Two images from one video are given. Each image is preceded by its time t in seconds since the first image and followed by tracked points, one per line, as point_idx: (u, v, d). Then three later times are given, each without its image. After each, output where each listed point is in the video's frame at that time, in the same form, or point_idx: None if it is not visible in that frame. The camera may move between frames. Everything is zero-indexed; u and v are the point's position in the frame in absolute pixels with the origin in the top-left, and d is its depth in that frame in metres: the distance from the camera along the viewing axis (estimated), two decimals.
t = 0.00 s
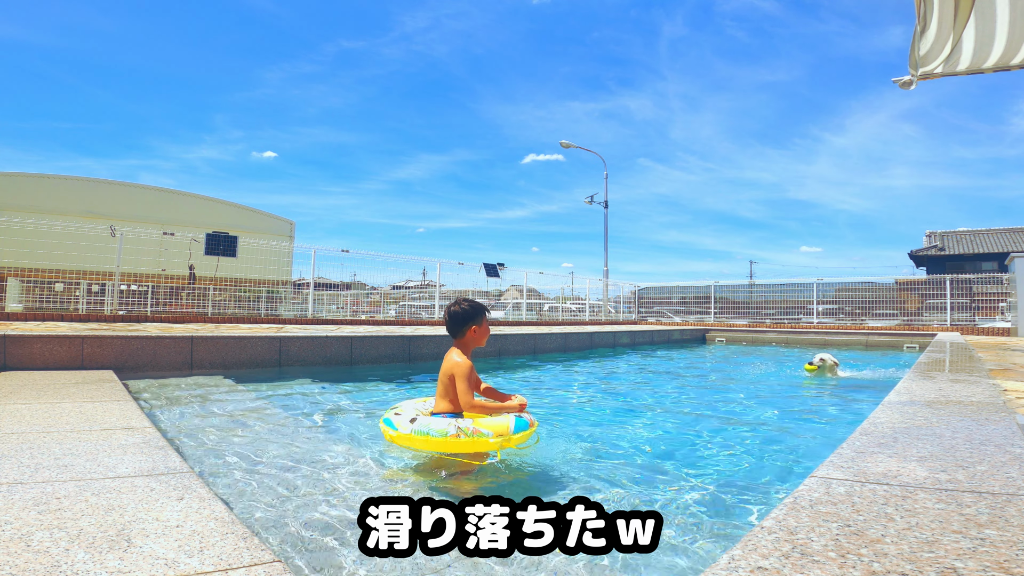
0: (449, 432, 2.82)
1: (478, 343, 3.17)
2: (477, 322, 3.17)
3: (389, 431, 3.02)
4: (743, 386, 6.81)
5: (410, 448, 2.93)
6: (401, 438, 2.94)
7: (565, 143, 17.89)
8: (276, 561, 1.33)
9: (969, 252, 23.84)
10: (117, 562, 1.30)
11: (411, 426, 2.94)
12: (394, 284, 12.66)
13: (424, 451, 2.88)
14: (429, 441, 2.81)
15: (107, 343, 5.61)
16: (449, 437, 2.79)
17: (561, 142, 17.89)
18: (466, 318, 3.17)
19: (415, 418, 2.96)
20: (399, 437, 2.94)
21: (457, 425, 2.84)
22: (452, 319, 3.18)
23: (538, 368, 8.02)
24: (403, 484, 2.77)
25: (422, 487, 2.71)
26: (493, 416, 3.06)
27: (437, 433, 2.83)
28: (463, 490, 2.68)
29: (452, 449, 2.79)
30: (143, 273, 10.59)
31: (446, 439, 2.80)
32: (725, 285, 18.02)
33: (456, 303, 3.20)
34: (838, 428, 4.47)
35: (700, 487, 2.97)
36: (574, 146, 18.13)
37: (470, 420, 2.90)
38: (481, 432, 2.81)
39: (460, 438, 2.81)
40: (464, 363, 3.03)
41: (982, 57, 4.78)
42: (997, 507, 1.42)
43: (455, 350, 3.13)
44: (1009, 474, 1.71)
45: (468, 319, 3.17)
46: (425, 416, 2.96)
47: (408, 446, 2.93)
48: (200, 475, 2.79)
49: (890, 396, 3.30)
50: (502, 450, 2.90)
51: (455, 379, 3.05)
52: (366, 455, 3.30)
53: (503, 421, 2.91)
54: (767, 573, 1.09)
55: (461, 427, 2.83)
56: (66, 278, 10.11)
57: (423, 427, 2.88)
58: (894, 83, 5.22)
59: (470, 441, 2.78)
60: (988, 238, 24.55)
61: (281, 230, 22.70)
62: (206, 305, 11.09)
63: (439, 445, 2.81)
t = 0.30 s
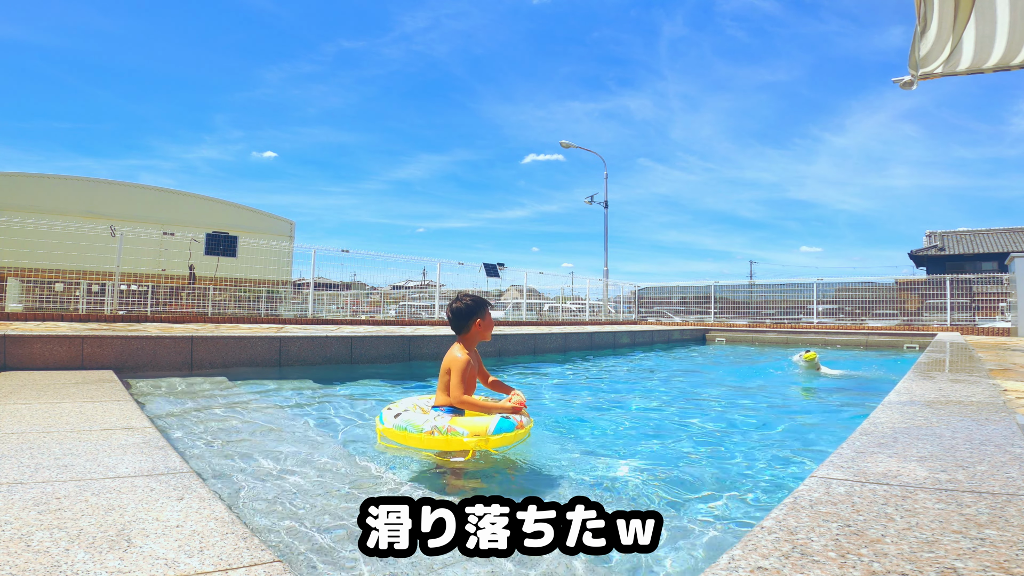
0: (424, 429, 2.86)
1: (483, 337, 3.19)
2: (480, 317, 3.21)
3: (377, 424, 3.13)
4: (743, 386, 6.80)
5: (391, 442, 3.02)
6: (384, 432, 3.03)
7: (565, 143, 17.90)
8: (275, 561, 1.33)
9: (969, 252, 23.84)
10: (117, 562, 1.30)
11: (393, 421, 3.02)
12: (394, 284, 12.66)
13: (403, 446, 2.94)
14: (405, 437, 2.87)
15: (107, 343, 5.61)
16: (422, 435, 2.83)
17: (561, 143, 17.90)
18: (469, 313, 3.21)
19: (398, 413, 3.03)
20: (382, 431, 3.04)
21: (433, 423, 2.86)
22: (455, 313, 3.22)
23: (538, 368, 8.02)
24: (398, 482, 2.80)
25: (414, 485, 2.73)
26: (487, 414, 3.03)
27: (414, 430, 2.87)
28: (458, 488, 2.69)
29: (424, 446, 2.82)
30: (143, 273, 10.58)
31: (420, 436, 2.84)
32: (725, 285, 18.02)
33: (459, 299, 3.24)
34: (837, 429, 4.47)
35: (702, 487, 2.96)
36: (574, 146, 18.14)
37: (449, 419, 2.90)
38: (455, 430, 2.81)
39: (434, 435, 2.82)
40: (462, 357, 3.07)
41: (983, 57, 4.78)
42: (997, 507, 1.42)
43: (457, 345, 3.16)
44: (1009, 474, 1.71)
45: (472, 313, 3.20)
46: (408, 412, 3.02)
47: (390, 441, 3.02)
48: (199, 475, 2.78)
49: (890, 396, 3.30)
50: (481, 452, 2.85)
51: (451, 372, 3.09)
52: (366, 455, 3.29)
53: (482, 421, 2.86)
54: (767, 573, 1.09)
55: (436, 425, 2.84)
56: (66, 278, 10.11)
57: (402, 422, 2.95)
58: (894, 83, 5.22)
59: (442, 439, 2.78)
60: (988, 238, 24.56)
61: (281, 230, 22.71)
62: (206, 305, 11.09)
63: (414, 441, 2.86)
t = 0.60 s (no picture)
0: (424, 430, 2.86)
1: (492, 336, 3.19)
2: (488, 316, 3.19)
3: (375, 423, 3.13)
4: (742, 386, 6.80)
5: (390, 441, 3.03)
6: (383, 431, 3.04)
7: (565, 143, 17.94)
8: (276, 561, 1.33)
9: (969, 252, 23.84)
10: (117, 562, 1.30)
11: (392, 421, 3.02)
12: (394, 284, 12.67)
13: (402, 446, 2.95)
14: (404, 438, 2.87)
15: (107, 343, 5.61)
16: (423, 436, 2.83)
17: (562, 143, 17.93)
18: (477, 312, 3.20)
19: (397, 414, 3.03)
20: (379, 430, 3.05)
21: (432, 424, 2.86)
22: (462, 312, 3.20)
23: (538, 368, 8.02)
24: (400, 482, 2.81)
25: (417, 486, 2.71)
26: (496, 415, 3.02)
27: (414, 431, 2.88)
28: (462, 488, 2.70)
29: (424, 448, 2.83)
30: (143, 273, 10.58)
31: (419, 438, 2.85)
32: (724, 285, 18.02)
33: (464, 298, 3.22)
34: (837, 429, 4.47)
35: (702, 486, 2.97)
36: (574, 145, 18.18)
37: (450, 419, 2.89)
38: (455, 433, 2.80)
39: (434, 437, 2.83)
40: (474, 358, 3.04)
41: (983, 57, 4.78)
42: (997, 507, 1.42)
43: (467, 345, 3.13)
44: (1009, 474, 1.71)
45: (480, 312, 3.19)
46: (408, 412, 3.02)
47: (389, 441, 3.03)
48: (200, 475, 2.78)
49: (890, 396, 3.30)
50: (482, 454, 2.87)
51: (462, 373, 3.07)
52: (366, 455, 3.29)
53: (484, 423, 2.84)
54: (767, 573, 1.10)
55: (436, 427, 2.84)
56: (66, 278, 10.12)
57: (400, 423, 2.95)
58: (894, 83, 5.22)
59: (442, 441, 2.79)
60: (988, 238, 24.57)
61: (280, 230, 22.73)
62: (206, 305, 11.09)
63: (413, 443, 2.87)
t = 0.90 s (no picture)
0: (465, 440, 2.72)
1: (515, 342, 3.16)
2: (511, 324, 3.16)
3: (394, 439, 2.90)
4: (743, 386, 6.80)
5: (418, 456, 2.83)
6: (409, 446, 2.82)
7: (565, 143, 17.96)
8: (276, 561, 1.34)
9: (969, 252, 23.84)
10: (117, 562, 1.30)
11: (421, 434, 2.81)
12: (394, 284, 12.67)
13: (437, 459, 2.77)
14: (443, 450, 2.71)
15: (107, 343, 5.61)
16: (466, 447, 2.68)
17: (561, 142, 17.95)
18: (499, 319, 3.16)
19: (425, 425, 2.82)
20: (406, 445, 2.83)
21: (473, 433, 2.74)
22: (487, 319, 3.15)
23: (539, 368, 8.02)
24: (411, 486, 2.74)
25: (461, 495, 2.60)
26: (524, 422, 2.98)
27: (452, 442, 2.71)
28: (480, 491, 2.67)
29: (468, 458, 2.70)
30: (143, 273, 10.58)
31: (461, 448, 2.70)
32: (724, 285, 18.02)
33: (485, 306, 3.19)
34: (837, 429, 4.46)
35: (702, 487, 2.96)
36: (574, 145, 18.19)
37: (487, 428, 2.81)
38: (499, 440, 2.71)
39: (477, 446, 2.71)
40: (500, 367, 3.00)
41: (982, 57, 4.78)
42: (997, 507, 1.42)
43: (490, 355, 3.09)
44: (1009, 474, 1.71)
45: (503, 319, 3.15)
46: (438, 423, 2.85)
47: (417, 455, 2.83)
48: (200, 474, 2.79)
49: (890, 396, 3.30)
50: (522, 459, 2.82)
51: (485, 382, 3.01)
52: (365, 456, 3.28)
53: (522, 427, 2.81)
54: (766, 573, 1.09)
55: (478, 436, 2.72)
56: (66, 278, 10.12)
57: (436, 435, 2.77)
58: (894, 83, 5.22)
59: (488, 449, 2.68)
60: (988, 238, 24.56)
61: (281, 230, 22.74)
62: (206, 305, 11.09)
63: (453, 454, 2.71)
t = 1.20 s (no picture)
0: (494, 447, 2.72)
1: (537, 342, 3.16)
2: (535, 323, 3.16)
3: (417, 448, 2.84)
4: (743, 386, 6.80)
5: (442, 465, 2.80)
6: (435, 456, 2.78)
7: (565, 143, 17.96)
8: (275, 561, 1.34)
9: (969, 252, 23.83)
10: (116, 562, 1.30)
11: (446, 443, 2.78)
12: (394, 284, 12.67)
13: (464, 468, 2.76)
14: (473, 458, 2.70)
15: (107, 343, 5.61)
16: (496, 454, 2.70)
17: (561, 142, 17.94)
18: (523, 318, 3.15)
19: (449, 434, 2.81)
20: (431, 455, 2.78)
21: (502, 440, 2.74)
22: (511, 317, 3.15)
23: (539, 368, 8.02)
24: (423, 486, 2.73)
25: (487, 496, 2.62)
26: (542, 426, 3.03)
27: (481, 450, 2.72)
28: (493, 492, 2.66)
29: (498, 465, 2.71)
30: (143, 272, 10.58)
31: (491, 456, 2.70)
32: (725, 285, 18.02)
33: (509, 304, 3.18)
34: (837, 429, 4.46)
35: (701, 487, 2.96)
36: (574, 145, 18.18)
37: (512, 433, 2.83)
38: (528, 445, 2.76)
39: (506, 453, 2.73)
40: (523, 366, 2.99)
41: (982, 57, 4.78)
42: (997, 507, 1.42)
43: (512, 353, 3.08)
44: (1009, 474, 1.71)
45: (527, 318, 3.15)
46: (462, 430, 2.83)
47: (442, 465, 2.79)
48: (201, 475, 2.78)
49: (890, 396, 3.30)
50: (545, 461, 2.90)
51: (507, 381, 3.01)
52: (368, 456, 3.28)
53: (545, 431, 2.88)
54: (767, 573, 1.09)
55: (506, 443, 2.74)
56: (66, 278, 10.12)
57: (464, 444, 2.75)
58: (895, 83, 5.22)
59: (518, 456, 2.72)
60: (988, 238, 24.55)
61: (280, 230, 22.75)
62: (206, 305, 11.08)
63: (482, 463, 2.71)
